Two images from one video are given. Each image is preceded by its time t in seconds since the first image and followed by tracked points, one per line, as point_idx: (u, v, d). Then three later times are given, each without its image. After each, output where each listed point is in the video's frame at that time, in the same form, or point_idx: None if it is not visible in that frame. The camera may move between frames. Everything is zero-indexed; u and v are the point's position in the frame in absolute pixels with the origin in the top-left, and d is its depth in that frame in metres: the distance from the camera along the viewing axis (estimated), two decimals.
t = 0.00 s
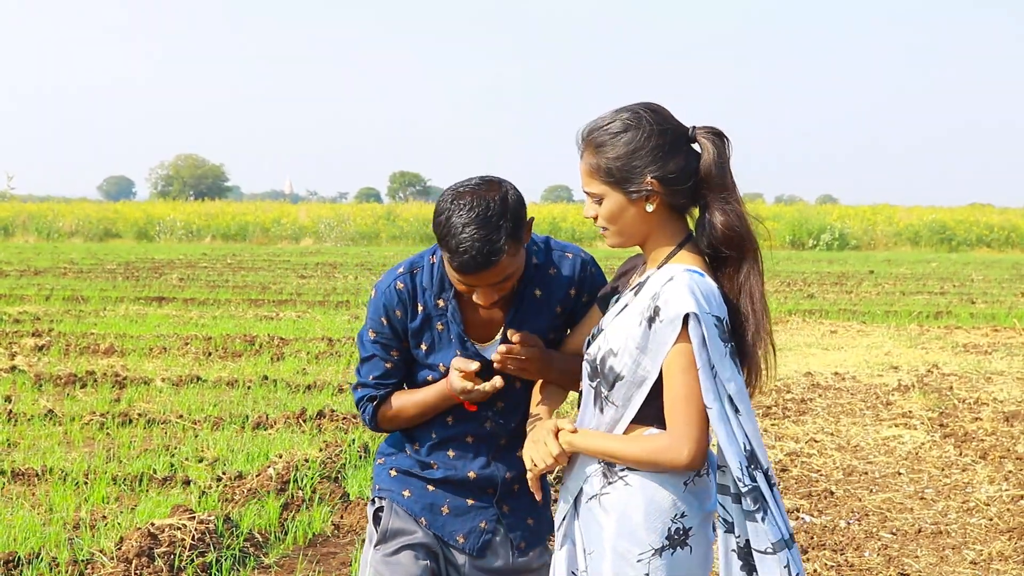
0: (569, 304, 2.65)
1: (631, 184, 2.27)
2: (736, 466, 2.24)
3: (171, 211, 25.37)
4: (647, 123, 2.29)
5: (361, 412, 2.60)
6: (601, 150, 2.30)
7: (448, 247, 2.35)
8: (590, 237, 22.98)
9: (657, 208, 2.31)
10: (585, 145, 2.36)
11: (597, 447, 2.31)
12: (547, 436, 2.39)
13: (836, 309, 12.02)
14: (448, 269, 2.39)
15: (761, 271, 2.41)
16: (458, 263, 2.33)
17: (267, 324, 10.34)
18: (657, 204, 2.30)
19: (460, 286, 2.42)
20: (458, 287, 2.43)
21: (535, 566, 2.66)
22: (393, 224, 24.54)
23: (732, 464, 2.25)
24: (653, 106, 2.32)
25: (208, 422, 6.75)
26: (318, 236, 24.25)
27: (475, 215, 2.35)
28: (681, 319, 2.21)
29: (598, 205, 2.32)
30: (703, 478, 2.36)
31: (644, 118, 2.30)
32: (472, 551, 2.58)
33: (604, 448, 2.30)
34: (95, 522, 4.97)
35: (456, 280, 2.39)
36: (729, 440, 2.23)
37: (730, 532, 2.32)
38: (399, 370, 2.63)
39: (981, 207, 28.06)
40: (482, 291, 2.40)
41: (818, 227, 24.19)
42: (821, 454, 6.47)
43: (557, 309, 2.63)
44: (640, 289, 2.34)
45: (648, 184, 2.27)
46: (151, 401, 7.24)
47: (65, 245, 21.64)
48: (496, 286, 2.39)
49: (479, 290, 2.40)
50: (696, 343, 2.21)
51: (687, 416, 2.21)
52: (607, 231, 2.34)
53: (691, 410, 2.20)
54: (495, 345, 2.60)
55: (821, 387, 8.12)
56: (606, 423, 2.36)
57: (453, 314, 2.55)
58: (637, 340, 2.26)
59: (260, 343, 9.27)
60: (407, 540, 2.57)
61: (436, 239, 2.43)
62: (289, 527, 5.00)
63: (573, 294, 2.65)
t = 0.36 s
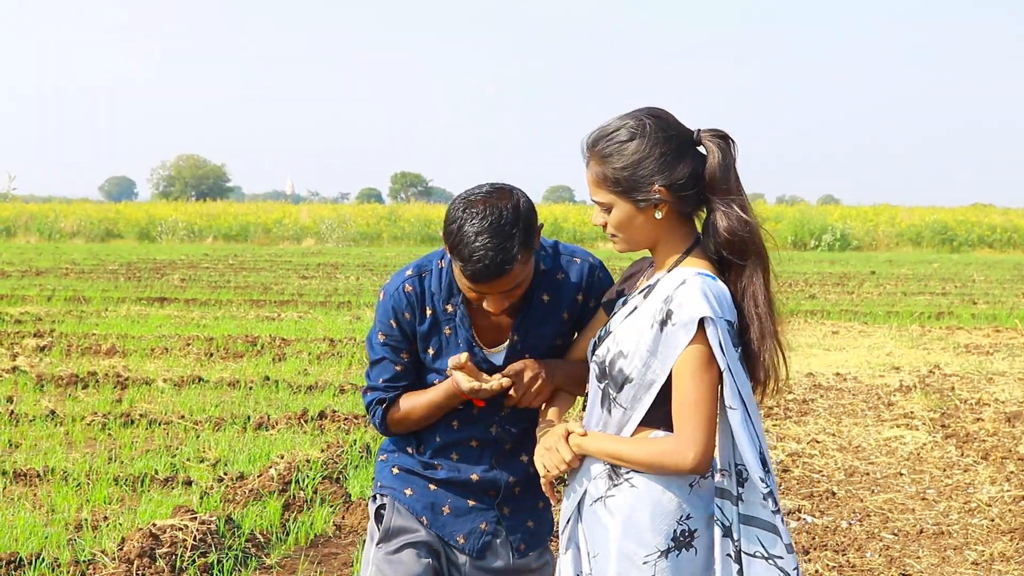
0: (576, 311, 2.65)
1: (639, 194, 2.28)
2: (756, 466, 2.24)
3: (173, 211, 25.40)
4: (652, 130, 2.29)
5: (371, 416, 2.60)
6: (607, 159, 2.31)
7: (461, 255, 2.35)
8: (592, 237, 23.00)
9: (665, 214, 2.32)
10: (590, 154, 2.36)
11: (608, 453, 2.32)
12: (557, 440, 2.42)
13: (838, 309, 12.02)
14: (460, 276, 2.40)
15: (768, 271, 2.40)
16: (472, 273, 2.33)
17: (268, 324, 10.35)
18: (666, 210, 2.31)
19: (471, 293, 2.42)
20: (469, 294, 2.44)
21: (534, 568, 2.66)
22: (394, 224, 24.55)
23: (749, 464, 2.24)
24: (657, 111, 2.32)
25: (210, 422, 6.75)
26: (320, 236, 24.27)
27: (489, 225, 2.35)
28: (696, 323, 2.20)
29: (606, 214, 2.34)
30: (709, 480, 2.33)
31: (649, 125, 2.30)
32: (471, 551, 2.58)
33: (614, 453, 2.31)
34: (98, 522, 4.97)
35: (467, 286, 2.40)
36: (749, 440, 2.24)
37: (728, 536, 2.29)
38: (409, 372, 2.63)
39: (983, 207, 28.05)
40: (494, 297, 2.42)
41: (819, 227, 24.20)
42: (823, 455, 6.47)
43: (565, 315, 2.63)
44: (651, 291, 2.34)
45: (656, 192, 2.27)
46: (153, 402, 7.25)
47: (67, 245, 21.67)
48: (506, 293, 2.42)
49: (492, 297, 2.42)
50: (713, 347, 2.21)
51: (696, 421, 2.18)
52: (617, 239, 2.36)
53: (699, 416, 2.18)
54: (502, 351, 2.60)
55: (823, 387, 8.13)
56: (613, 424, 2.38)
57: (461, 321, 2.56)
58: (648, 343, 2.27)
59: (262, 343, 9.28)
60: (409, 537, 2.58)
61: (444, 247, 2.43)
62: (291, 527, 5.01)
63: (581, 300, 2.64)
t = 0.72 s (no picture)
0: (559, 286, 2.69)
1: (637, 192, 2.28)
2: (739, 475, 2.26)
3: (172, 212, 25.41)
4: (654, 130, 2.29)
5: (363, 414, 2.60)
6: (608, 155, 2.31)
7: (469, 162, 2.47)
8: (592, 239, 22.99)
9: (662, 215, 2.31)
10: (593, 149, 2.36)
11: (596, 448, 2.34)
12: (554, 435, 2.42)
13: (838, 311, 12.02)
14: (465, 193, 2.48)
15: (768, 277, 2.40)
16: (484, 164, 2.47)
17: (268, 326, 10.35)
18: (663, 211, 2.31)
19: (476, 210, 2.49)
20: (472, 216, 2.50)
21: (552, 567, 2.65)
22: (394, 226, 24.55)
23: (731, 470, 2.26)
24: (662, 112, 2.32)
25: (210, 424, 6.75)
26: (320, 238, 24.29)
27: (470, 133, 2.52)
28: (687, 327, 2.20)
29: (605, 209, 2.34)
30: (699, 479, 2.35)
31: (651, 125, 2.30)
32: (492, 550, 2.56)
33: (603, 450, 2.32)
34: (97, 524, 4.97)
35: (475, 199, 2.48)
36: (732, 437, 2.26)
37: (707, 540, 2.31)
38: (398, 362, 2.66)
39: (983, 209, 28.04)
40: (499, 206, 2.50)
41: (820, 229, 24.20)
42: (823, 456, 6.47)
43: (547, 290, 2.66)
44: (647, 293, 2.34)
45: (654, 191, 2.27)
46: (153, 403, 7.25)
47: (67, 246, 21.67)
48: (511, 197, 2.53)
49: (497, 207, 2.50)
50: (702, 350, 2.21)
51: (680, 426, 2.19)
52: (613, 235, 2.35)
53: (683, 423, 2.18)
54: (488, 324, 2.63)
55: (823, 389, 8.13)
56: (607, 424, 2.39)
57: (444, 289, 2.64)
58: (640, 344, 2.27)
59: (262, 344, 9.28)
60: (413, 554, 2.54)
61: (443, 186, 2.52)
62: (291, 528, 5.01)
63: (562, 277, 2.70)
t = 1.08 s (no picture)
0: (551, 289, 2.69)
1: (630, 189, 2.29)
2: (736, 473, 2.25)
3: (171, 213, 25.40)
4: (654, 129, 2.29)
5: (361, 421, 2.63)
6: (608, 148, 2.33)
7: (459, 162, 2.50)
8: (591, 240, 23.00)
9: (655, 215, 2.32)
10: (598, 140, 2.38)
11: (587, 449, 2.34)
12: (546, 437, 2.42)
13: (837, 312, 12.03)
14: (454, 193, 2.50)
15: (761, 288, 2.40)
16: (473, 166, 2.49)
17: (267, 327, 10.34)
18: (655, 211, 2.31)
19: (464, 211, 2.51)
20: (460, 216, 2.51)
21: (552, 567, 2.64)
22: (394, 226, 24.55)
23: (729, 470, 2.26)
24: (667, 112, 2.31)
25: (209, 425, 6.75)
26: (319, 239, 24.29)
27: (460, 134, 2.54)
28: (678, 327, 2.20)
29: (600, 202, 2.36)
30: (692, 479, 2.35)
31: (653, 124, 2.30)
32: (493, 551, 2.55)
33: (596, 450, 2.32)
34: (96, 525, 4.97)
35: (463, 199, 2.49)
36: (727, 438, 2.26)
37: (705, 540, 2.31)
38: (393, 367, 2.67)
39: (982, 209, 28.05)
40: (486, 209, 2.51)
41: (819, 229, 24.20)
42: (822, 457, 6.47)
43: (540, 291, 2.66)
44: (640, 292, 2.34)
45: (646, 190, 2.28)
46: (152, 404, 7.25)
47: (66, 247, 21.66)
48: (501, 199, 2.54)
49: (484, 210, 2.51)
50: (693, 351, 2.21)
51: (671, 426, 2.18)
52: (607, 229, 2.37)
53: (674, 422, 2.18)
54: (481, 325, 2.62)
55: (822, 390, 8.13)
56: (599, 423, 2.39)
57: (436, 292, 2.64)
58: (632, 344, 2.27)
59: (261, 345, 9.28)
60: (408, 561, 2.53)
61: (434, 184, 2.54)
62: (290, 529, 5.00)
63: (555, 279, 2.70)
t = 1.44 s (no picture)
0: (564, 296, 2.69)
1: (615, 189, 2.30)
2: (725, 474, 2.25)
3: (171, 217, 25.41)
4: (637, 129, 2.31)
5: (364, 405, 2.62)
6: (592, 151, 2.34)
7: (466, 178, 2.47)
8: (591, 243, 23.01)
9: (641, 214, 2.32)
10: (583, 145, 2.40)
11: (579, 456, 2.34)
12: (541, 448, 2.41)
13: (836, 315, 12.03)
14: (459, 204, 2.50)
15: (752, 284, 2.38)
16: (477, 188, 2.45)
17: (267, 330, 10.34)
18: (641, 210, 2.31)
19: (466, 223, 2.51)
20: (462, 227, 2.52)
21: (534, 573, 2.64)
22: (393, 229, 24.56)
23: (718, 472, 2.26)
24: (649, 113, 2.33)
25: (208, 428, 6.75)
26: (319, 242, 24.30)
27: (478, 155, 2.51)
28: (664, 328, 2.21)
29: (588, 206, 2.37)
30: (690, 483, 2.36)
31: (635, 124, 2.31)
32: (472, 554, 2.55)
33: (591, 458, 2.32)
34: (96, 528, 4.97)
35: (465, 213, 2.49)
36: (715, 441, 2.26)
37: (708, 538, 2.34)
38: (401, 354, 2.66)
39: (982, 212, 28.05)
40: (486, 228, 2.50)
41: (819, 233, 24.20)
42: (821, 460, 6.47)
43: (553, 297, 2.67)
44: (631, 296, 2.35)
45: (632, 190, 2.29)
46: (151, 407, 7.24)
47: (66, 251, 21.67)
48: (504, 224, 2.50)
49: (483, 229, 2.50)
50: (680, 353, 2.22)
51: (667, 428, 2.19)
52: (597, 231, 2.38)
53: (667, 423, 2.19)
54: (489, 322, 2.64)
55: (821, 393, 8.13)
56: (595, 429, 2.38)
57: (450, 286, 2.66)
58: (623, 345, 2.27)
59: (260, 349, 9.28)
60: (398, 550, 2.54)
61: (449, 186, 2.53)
62: (289, 533, 5.00)
63: (568, 287, 2.70)
